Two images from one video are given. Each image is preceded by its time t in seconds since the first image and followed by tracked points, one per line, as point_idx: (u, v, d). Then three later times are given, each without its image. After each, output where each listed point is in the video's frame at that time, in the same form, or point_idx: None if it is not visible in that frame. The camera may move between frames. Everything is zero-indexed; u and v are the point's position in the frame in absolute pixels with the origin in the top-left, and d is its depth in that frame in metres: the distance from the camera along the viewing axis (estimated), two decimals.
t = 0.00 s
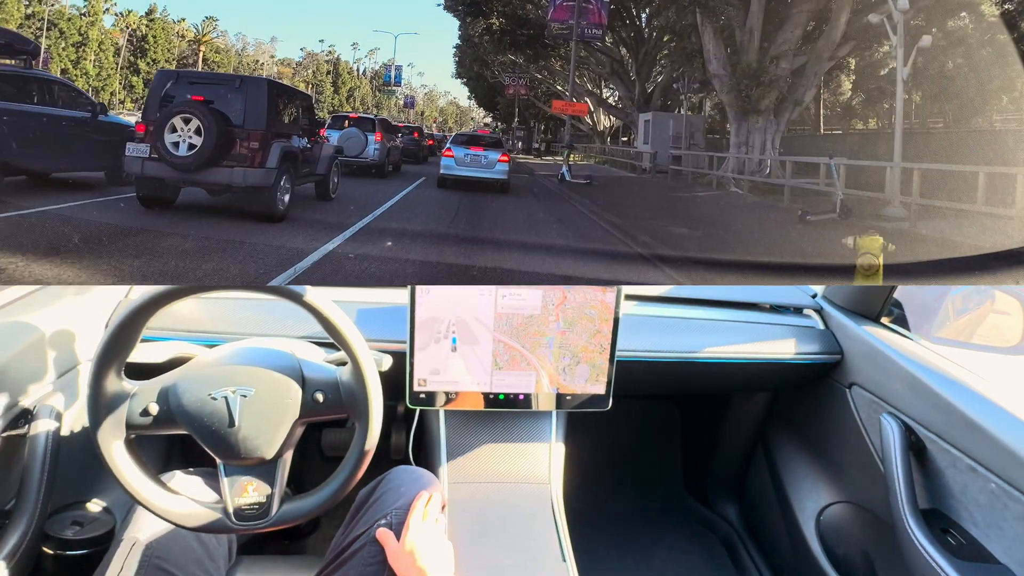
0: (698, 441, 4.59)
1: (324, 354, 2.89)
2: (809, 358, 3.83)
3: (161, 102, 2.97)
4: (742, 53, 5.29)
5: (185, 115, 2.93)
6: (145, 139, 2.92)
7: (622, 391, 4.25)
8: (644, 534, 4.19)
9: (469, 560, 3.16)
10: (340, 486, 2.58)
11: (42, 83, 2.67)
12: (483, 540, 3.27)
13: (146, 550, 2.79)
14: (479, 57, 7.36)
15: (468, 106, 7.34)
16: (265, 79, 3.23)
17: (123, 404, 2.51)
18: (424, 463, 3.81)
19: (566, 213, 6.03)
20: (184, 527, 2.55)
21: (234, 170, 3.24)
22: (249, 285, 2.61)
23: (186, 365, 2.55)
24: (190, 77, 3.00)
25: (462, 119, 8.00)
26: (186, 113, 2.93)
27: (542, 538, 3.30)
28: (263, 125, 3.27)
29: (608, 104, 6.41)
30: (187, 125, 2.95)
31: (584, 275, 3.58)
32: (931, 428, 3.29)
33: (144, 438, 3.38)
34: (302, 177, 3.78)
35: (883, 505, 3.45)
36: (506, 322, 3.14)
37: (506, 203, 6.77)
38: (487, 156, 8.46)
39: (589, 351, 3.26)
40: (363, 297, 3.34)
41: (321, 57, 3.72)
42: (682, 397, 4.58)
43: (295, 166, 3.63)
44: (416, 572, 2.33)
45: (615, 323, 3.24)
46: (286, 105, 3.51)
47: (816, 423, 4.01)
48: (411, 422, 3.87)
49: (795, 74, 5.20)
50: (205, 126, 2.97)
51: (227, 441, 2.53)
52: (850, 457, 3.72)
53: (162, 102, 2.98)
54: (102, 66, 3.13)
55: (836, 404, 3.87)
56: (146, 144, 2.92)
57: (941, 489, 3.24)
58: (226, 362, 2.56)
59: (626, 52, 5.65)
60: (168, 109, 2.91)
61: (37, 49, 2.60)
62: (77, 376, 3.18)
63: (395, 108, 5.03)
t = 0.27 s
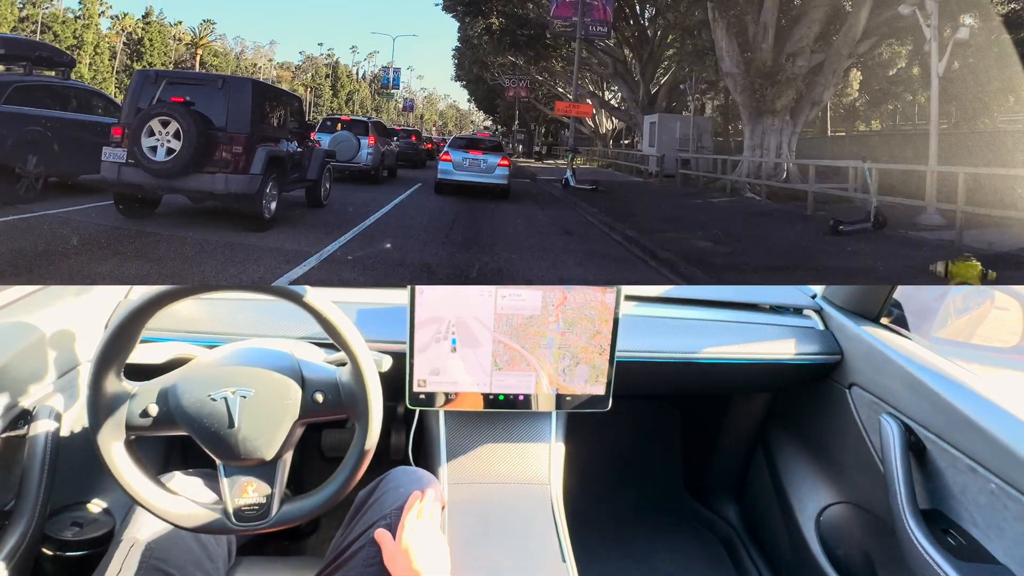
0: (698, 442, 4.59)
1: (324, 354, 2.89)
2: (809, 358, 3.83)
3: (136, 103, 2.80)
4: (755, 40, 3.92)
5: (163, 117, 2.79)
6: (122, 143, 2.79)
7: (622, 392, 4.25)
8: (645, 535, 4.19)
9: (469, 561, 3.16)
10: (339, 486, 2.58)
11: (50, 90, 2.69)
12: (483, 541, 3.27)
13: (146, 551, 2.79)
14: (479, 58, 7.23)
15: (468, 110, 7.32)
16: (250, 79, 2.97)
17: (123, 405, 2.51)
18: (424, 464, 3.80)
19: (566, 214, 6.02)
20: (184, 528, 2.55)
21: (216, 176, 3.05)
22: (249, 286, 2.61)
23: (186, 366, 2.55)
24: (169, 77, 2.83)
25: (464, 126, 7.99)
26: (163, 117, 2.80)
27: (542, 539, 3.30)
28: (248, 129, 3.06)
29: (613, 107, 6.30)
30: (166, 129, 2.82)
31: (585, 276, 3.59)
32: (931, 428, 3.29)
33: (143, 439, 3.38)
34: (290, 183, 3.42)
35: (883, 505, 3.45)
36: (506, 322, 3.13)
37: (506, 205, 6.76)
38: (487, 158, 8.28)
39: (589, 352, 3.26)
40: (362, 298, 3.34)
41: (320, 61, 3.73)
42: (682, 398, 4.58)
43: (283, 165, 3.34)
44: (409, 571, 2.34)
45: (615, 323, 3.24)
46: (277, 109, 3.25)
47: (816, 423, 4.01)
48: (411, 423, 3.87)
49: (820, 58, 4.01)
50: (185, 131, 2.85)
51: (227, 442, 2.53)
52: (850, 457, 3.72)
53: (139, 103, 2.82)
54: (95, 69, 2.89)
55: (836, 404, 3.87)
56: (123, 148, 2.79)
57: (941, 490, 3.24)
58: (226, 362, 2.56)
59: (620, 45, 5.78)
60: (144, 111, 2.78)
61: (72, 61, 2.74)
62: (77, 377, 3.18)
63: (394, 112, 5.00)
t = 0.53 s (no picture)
0: (697, 441, 4.60)
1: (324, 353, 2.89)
2: (808, 358, 3.84)
3: (110, 104, 2.79)
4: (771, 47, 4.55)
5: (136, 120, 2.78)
6: (94, 147, 2.74)
7: (621, 391, 4.26)
8: (643, 534, 4.19)
9: (468, 560, 3.16)
10: (339, 485, 2.58)
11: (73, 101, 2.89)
12: (482, 540, 3.26)
13: (145, 549, 2.79)
14: (479, 58, 7.23)
15: (467, 111, 7.35)
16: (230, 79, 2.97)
17: (123, 403, 2.51)
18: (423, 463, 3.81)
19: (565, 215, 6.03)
20: (183, 526, 2.55)
21: (193, 182, 3.03)
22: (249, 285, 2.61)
23: (185, 363, 2.55)
24: (144, 77, 2.82)
25: (463, 128, 8.03)
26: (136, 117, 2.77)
27: (541, 539, 3.30)
28: (227, 132, 3.07)
29: (613, 108, 6.49)
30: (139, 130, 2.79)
31: (584, 276, 3.60)
32: (930, 428, 3.30)
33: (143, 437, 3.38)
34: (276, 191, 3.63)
35: (882, 505, 3.45)
36: (506, 321, 3.14)
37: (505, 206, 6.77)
38: (488, 162, 8.27)
39: (588, 351, 3.26)
40: (362, 296, 3.34)
41: (319, 62, 3.75)
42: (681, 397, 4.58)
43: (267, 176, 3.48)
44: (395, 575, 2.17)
45: (615, 323, 3.24)
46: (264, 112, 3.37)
47: (815, 423, 4.01)
48: (410, 422, 3.87)
49: (833, 68, 4.54)
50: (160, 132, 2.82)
51: (227, 440, 2.52)
52: (849, 457, 3.73)
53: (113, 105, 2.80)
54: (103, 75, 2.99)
55: (835, 404, 3.88)
56: (95, 152, 2.75)
57: (940, 489, 3.25)
58: (225, 360, 2.56)
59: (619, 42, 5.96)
60: (117, 113, 2.75)
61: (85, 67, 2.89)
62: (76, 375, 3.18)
63: (395, 114, 5.02)
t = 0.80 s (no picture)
0: (697, 441, 4.60)
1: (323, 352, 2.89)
2: (808, 358, 3.84)
3: (78, 104, 2.77)
4: (784, 41, 4.83)
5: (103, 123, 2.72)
6: (60, 150, 2.74)
7: (620, 391, 4.26)
8: (643, 534, 4.19)
9: (467, 560, 3.15)
10: (338, 485, 2.57)
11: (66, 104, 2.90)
12: (481, 540, 3.26)
13: (144, 549, 2.79)
14: (479, 57, 7.26)
15: (467, 112, 7.37)
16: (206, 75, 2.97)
17: (122, 402, 2.51)
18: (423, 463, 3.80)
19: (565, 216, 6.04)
20: (182, 525, 2.56)
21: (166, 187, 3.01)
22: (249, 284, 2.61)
23: (185, 362, 2.55)
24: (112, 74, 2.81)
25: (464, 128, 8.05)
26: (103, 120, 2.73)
27: (540, 539, 3.30)
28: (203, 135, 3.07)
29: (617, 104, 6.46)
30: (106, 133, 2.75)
31: (582, 276, 3.61)
32: (929, 429, 3.30)
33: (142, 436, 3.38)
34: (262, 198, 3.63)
35: (881, 505, 3.45)
36: (506, 321, 3.14)
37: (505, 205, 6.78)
38: (488, 164, 8.00)
39: (588, 351, 3.26)
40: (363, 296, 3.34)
41: (318, 64, 3.76)
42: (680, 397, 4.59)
43: (247, 181, 3.44)
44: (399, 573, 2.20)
45: (615, 323, 3.23)
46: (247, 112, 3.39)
47: (814, 424, 4.01)
48: (410, 421, 3.87)
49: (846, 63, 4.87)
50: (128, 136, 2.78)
51: (226, 439, 2.52)
52: (848, 457, 3.72)
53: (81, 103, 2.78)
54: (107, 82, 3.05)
55: (834, 404, 3.88)
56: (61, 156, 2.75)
57: (939, 490, 3.24)
58: (225, 359, 2.56)
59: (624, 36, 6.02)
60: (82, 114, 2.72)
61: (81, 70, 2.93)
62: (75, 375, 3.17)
63: (395, 115, 5.03)
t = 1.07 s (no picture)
0: (697, 441, 4.60)
1: (324, 352, 2.89)
2: (808, 357, 3.84)
3: (36, 102, 2.77)
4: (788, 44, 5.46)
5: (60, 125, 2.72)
6: (17, 153, 2.76)
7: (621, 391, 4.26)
8: (644, 534, 4.19)
9: (468, 560, 3.15)
10: (339, 485, 2.58)
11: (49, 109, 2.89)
12: (482, 540, 3.26)
13: (145, 549, 2.79)
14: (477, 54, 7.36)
15: (468, 111, 7.38)
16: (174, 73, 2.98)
17: (123, 402, 2.51)
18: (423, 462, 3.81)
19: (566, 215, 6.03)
20: (182, 524, 2.56)
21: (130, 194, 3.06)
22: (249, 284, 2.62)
23: (185, 362, 2.55)
24: (72, 70, 2.80)
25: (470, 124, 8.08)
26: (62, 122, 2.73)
27: (541, 538, 3.30)
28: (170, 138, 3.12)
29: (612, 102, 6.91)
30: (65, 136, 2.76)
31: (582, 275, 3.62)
32: (930, 428, 3.30)
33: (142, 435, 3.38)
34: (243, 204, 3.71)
35: (882, 504, 3.45)
36: (506, 320, 3.15)
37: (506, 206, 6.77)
38: (488, 164, 8.00)
39: (588, 350, 3.26)
40: (364, 295, 3.34)
41: (317, 64, 3.76)
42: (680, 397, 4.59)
43: (224, 187, 3.56)
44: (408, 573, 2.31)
45: (615, 322, 3.24)
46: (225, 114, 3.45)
47: (815, 423, 4.01)
48: (410, 421, 3.88)
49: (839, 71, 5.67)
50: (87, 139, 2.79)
51: (227, 439, 2.52)
52: (849, 456, 3.72)
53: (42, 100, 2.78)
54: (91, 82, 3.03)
55: (835, 403, 3.88)
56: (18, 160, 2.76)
57: (940, 489, 3.24)
58: (225, 359, 2.56)
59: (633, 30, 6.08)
60: (40, 116, 2.72)
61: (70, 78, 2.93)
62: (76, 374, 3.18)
63: (396, 115, 5.05)
